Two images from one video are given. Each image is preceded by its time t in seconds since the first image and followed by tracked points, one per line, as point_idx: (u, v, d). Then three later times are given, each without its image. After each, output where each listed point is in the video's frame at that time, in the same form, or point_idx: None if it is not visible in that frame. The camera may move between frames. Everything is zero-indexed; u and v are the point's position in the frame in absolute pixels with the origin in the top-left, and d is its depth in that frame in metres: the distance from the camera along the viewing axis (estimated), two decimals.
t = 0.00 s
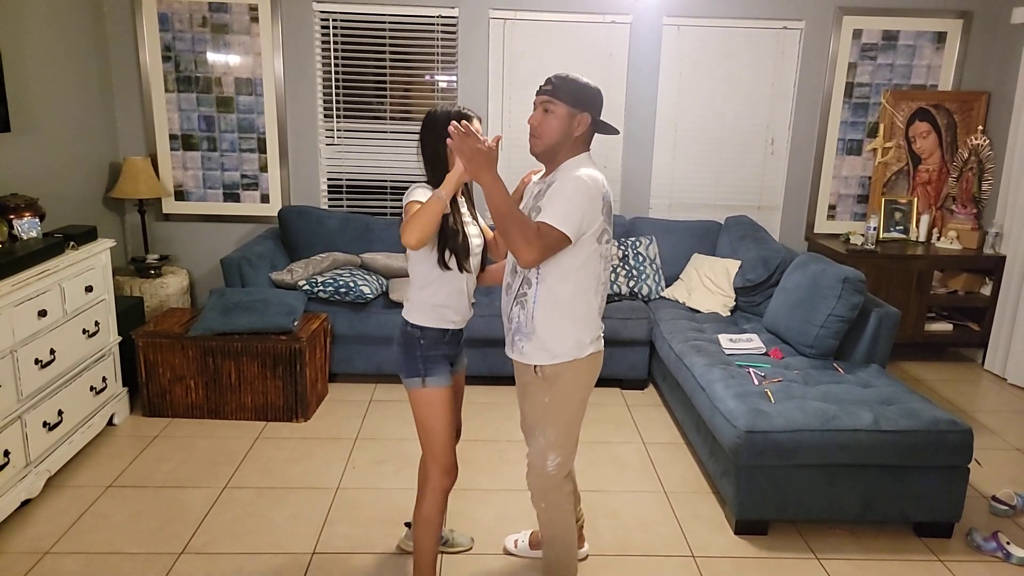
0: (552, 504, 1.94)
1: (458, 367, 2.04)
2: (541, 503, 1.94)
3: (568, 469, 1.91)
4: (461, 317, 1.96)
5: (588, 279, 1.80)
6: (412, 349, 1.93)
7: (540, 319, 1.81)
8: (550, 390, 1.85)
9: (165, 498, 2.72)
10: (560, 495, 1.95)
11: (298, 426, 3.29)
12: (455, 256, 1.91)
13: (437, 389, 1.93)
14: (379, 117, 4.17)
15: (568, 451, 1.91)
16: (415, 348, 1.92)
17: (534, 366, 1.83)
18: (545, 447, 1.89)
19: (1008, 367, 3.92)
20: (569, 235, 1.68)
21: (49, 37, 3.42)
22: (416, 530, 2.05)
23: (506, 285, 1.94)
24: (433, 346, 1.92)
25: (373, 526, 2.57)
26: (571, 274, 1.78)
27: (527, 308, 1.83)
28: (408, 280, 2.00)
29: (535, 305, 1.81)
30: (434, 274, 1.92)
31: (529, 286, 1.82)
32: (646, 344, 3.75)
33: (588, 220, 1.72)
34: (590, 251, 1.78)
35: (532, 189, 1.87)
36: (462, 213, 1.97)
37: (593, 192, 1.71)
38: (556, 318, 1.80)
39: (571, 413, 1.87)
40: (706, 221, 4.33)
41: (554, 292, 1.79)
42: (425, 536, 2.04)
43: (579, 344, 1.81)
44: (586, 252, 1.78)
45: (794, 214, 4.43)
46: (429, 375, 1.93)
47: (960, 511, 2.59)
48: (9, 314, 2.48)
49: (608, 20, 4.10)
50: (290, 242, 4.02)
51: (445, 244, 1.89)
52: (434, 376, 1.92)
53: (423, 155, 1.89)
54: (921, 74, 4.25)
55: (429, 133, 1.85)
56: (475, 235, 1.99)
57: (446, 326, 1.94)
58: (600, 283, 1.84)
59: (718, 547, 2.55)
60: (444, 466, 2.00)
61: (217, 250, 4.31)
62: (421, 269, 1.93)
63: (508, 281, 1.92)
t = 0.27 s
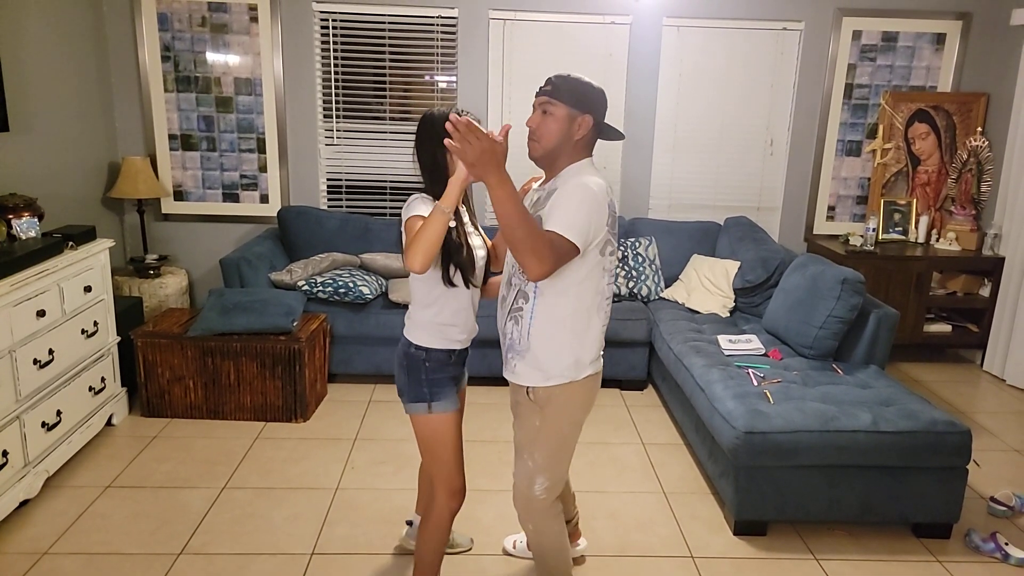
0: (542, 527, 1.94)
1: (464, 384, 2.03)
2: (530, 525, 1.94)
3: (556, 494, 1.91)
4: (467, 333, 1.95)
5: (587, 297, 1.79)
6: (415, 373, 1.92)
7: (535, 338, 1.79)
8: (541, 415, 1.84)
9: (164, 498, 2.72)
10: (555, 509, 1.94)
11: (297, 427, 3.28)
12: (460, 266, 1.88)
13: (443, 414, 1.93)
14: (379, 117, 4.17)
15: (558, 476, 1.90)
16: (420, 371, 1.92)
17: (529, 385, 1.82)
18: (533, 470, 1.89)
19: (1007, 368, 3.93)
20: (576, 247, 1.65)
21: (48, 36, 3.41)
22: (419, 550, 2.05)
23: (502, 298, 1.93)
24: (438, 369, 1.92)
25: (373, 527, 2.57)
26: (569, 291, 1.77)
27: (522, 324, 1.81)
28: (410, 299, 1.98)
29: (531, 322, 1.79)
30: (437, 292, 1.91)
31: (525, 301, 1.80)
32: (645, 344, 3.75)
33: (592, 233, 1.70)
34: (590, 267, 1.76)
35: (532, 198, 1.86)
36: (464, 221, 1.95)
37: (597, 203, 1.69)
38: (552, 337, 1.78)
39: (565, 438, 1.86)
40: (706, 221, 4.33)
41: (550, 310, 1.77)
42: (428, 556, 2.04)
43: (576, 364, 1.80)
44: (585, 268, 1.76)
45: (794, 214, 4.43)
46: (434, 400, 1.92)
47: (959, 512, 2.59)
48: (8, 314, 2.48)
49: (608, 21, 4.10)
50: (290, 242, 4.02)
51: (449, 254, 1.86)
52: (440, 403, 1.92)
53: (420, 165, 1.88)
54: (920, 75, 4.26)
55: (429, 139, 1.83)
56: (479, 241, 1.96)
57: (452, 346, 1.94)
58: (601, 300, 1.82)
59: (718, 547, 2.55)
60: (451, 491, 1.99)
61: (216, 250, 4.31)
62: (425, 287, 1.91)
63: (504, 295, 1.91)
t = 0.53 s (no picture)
0: (566, 529, 1.93)
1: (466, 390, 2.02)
2: (551, 527, 1.91)
3: (578, 493, 1.90)
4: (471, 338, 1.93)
5: (591, 298, 1.75)
6: (417, 381, 1.91)
7: (538, 341, 1.76)
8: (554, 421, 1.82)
9: (164, 498, 2.72)
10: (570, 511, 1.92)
11: (297, 427, 3.28)
12: (471, 266, 1.86)
13: (445, 422, 1.94)
14: (379, 118, 4.17)
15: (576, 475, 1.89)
16: (422, 380, 1.90)
17: (531, 389, 1.80)
18: (553, 476, 1.86)
19: (1007, 372, 3.92)
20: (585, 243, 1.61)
21: (49, 35, 3.42)
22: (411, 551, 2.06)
23: (502, 297, 1.88)
24: (441, 377, 1.91)
25: (372, 527, 2.57)
26: (572, 292, 1.73)
27: (523, 325, 1.78)
28: (412, 304, 1.95)
29: (532, 323, 1.76)
30: (444, 298, 1.88)
31: (525, 302, 1.77)
32: (645, 346, 3.75)
33: (598, 232, 1.67)
34: (595, 267, 1.73)
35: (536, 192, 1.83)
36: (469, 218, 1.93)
37: (603, 201, 1.66)
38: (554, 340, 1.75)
39: (575, 441, 1.85)
40: (707, 224, 4.33)
41: (553, 313, 1.73)
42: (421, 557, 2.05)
43: (580, 367, 1.78)
44: (588, 265, 1.72)
45: (794, 217, 4.43)
46: (435, 408, 1.93)
47: (959, 515, 2.59)
48: (8, 313, 2.48)
49: (609, 23, 4.11)
50: (290, 242, 4.02)
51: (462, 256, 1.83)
52: (442, 411, 1.92)
53: (422, 162, 1.88)
54: (921, 79, 4.26)
55: (433, 134, 1.83)
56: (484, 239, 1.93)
57: (455, 354, 1.91)
58: (606, 300, 1.78)
59: (717, 550, 2.55)
60: (441, 494, 2.00)
61: (216, 250, 4.31)
62: (430, 292, 1.88)
63: (504, 294, 1.86)
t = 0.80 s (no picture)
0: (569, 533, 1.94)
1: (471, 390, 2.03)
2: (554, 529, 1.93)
3: (582, 495, 1.91)
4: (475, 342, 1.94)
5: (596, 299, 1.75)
6: (426, 384, 1.91)
7: (544, 344, 1.76)
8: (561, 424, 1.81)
9: (164, 497, 2.72)
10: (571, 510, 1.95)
11: (297, 428, 3.28)
12: (476, 274, 1.85)
13: (452, 425, 1.94)
14: (380, 118, 4.17)
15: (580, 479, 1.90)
16: (430, 383, 1.91)
17: (539, 392, 1.80)
18: (559, 477, 1.87)
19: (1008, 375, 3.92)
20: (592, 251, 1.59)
21: (51, 34, 3.42)
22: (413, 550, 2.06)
23: (505, 301, 1.88)
24: (451, 380, 1.92)
25: (372, 528, 2.57)
26: (577, 295, 1.73)
27: (528, 330, 1.77)
28: (417, 307, 1.94)
29: (538, 327, 1.75)
30: (450, 304, 1.87)
31: (530, 307, 1.76)
32: (646, 348, 3.75)
33: (603, 238, 1.66)
34: (602, 271, 1.73)
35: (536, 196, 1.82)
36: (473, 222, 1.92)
37: (607, 207, 1.65)
38: (562, 343, 1.75)
39: (581, 443, 1.85)
40: (707, 225, 4.33)
41: (559, 316, 1.73)
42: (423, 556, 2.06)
43: (587, 369, 1.77)
44: (593, 268, 1.72)
45: (795, 219, 4.43)
46: (444, 411, 1.93)
47: (959, 518, 2.59)
48: (9, 312, 2.48)
49: (610, 24, 4.11)
50: (291, 242, 4.02)
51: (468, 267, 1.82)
52: (451, 413, 1.93)
53: (426, 164, 1.87)
54: (922, 81, 4.26)
55: (438, 137, 1.82)
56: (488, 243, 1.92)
57: (462, 356, 1.92)
58: (610, 302, 1.79)
59: (717, 551, 2.55)
60: (447, 495, 2.00)
61: (217, 250, 4.31)
62: (436, 297, 1.88)
63: (508, 298, 1.86)
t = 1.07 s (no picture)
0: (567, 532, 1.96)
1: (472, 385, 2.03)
2: (548, 522, 1.94)
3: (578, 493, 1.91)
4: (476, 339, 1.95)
5: (596, 294, 1.78)
6: (428, 379, 1.91)
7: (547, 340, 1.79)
8: (560, 413, 1.83)
9: (164, 496, 2.72)
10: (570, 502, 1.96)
11: (297, 427, 3.28)
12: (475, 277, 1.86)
13: (454, 418, 1.95)
14: (381, 118, 4.17)
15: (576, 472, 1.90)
16: (432, 377, 1.91)
17: (543, 386, 1.82)
18: (555, 468, 1.88)
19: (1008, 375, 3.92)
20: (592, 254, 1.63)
21: (52, 32, 3.42)
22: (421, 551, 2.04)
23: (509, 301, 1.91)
24: (451, 374, 1.92)
25: (372, 527, 2.57)
26: (579, 292, 1.76)
27: (531, 327, 1.80)
28: (417, 304, 1.95)
29: (541, 325, 1.78)
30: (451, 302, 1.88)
31: (533, 305, 1.79)
32: (646, 348, 3.75)
33: (605, 237, 1.68)
34: (602, 268, 1.76)
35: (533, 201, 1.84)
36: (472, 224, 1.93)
37: (608, 208, 1.67)
38: (564, 338, 1.78)
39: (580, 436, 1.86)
40: (707, 225, 4.33)
41: (561, 313, 1.76)
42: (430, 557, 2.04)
43: (591, 360, 1.80)
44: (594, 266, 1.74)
45: (796, 219, 4.43)
46: (446, 404, 1.93)
47: (959, 519, 2.59)
48: (10, 311, 2.48)
49: (611, 24, 4.10)
50: (291, 241, 4.02)
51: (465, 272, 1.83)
52: (452, 407, 1.93)
53: (426, 165, 1.88)
54: (923, 81, 4.26)
55: (440, 138, 1.83)
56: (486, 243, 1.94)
57: (463, 350, 1.93)
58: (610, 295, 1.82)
59: (716, 551, 2.55)
60: (456, 489, 2.00)
61: (217, 249, 4.31)
62: (437, 296, 1.88)
63: (511, 298, 1.89)
